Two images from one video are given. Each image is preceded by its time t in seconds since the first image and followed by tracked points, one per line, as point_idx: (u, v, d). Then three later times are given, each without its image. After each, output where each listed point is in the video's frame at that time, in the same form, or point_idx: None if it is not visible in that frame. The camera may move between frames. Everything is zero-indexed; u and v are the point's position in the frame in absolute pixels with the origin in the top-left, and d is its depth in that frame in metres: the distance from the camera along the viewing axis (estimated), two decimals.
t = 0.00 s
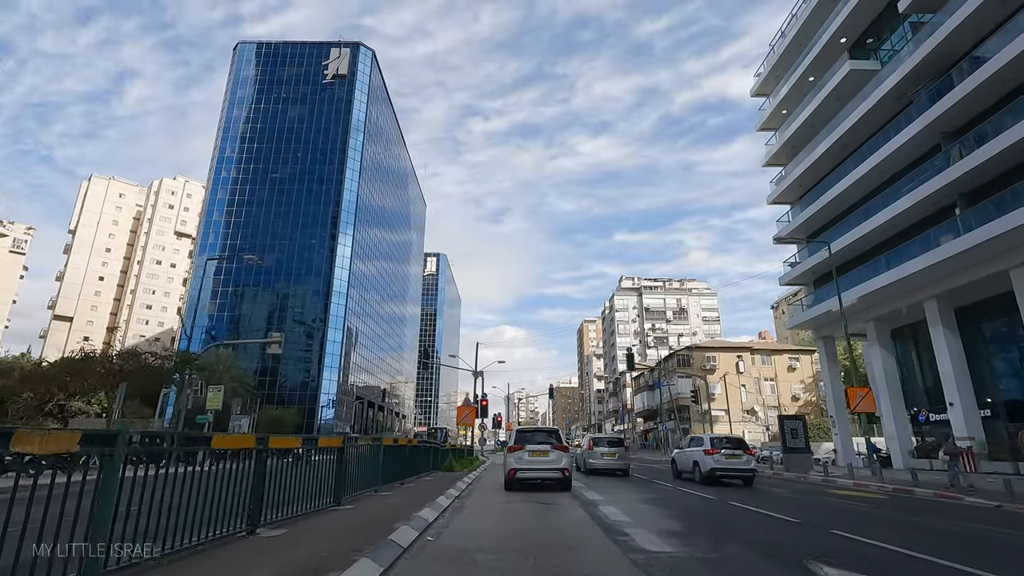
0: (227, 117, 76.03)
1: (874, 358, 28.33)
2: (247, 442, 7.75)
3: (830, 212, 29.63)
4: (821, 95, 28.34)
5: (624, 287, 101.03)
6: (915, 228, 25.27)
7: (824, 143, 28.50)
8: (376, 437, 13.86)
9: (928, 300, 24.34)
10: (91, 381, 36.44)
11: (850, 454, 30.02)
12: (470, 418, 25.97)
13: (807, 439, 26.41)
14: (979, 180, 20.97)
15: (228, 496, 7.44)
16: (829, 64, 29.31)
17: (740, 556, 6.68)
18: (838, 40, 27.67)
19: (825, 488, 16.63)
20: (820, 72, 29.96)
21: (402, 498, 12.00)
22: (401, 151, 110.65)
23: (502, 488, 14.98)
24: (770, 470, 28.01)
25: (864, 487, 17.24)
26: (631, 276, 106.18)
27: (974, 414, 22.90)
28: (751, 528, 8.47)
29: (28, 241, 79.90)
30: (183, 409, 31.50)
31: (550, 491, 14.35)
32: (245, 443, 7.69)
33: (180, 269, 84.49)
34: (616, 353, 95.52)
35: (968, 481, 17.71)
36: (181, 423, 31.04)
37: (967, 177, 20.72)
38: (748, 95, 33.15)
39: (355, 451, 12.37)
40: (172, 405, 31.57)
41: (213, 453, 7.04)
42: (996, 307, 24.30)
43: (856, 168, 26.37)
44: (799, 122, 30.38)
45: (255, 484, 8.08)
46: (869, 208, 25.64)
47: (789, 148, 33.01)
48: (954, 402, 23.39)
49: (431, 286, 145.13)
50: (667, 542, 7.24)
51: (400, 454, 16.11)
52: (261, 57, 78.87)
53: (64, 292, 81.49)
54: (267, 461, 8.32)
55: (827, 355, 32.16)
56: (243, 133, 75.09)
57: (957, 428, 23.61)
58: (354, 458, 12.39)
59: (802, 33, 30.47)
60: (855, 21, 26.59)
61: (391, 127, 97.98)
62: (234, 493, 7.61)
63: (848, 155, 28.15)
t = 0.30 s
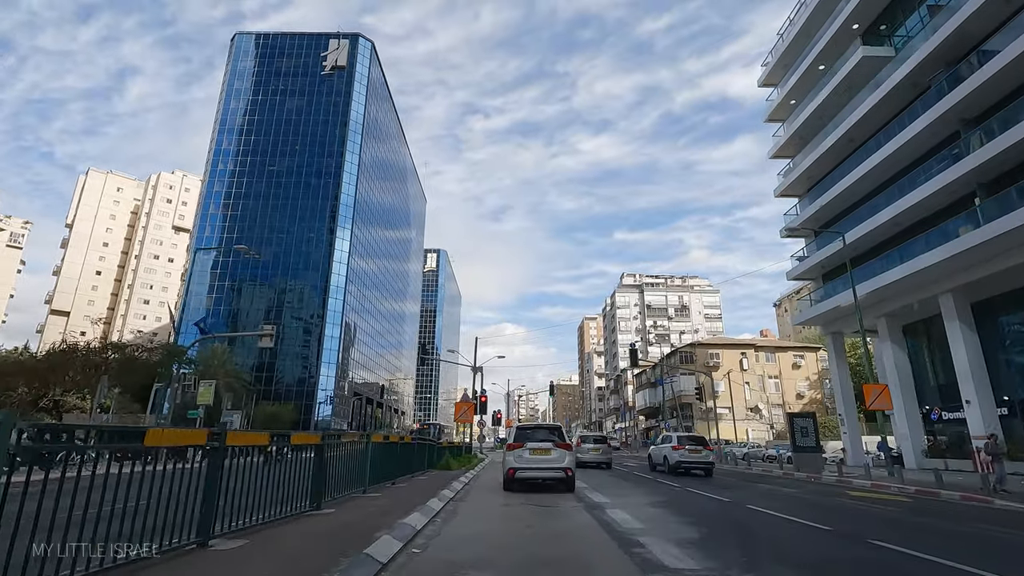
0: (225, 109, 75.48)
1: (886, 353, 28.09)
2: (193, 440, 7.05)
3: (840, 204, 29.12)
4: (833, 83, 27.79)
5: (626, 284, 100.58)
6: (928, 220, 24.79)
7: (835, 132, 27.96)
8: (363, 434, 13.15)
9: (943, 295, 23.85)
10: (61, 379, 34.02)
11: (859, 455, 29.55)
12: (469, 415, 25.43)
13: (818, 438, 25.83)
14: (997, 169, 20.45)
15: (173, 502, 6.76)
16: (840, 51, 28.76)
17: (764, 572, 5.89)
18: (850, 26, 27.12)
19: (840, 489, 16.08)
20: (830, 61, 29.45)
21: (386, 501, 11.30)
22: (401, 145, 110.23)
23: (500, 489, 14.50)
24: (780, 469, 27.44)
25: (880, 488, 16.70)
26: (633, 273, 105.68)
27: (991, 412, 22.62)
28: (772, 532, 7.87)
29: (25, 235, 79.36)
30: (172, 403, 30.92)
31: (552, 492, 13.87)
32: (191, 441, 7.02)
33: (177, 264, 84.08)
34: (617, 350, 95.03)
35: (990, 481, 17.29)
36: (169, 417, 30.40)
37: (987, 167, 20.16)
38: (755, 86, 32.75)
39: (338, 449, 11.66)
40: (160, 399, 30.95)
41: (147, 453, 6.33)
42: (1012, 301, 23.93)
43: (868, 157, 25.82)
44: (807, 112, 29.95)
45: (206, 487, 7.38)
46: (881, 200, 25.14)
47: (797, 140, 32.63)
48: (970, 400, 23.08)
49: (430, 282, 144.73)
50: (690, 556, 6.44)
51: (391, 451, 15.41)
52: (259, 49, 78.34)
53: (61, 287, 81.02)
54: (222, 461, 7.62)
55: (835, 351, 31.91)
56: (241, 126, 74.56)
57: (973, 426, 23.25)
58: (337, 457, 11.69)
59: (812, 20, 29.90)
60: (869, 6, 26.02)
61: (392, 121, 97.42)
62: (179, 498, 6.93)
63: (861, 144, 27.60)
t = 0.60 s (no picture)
0: (221, 102, 74.90)
1: (898, 345, 27.80)
2: (123, 437, 5.41)
3: (849, 194, 28.70)
4: (842, 68, 27.31)
5: (627, 279, 100.16)
6: (944, 208, 24.25)
7: (844, 120, 27.51)
8: (345, 431, 11.47)
9: (958, 285, 23.35)
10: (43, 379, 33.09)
11: (869, 451, 29.24)
12: (468, 410, 25.03)
13: (828, 433, 25.39)
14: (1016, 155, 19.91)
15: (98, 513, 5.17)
16: (848, 37, 28.28)
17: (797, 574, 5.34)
18: (860, 10, 26.62)
19: (859, 488, 15.44)
20: (838, 46, 28.96)
21: (373, 505, 9.70)
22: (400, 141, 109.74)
23: (499, 489, 14.05)
24: (788, 466, 27.01)
25: (902, 487, 15.95)
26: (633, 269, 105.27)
27: (1007, 406, 22.13)
28: (798, 541, 7.20)
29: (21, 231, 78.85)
30: (160, 399, 30.12)
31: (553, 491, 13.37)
32: (118, 437, 5.32)
33: (174, 260, 83.68)
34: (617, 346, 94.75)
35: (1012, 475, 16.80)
36: (159, 412, 29.68)
37: (1006, 151, 19.62)
38: (761, 73, 32.24)
39: (317, 448, 9.99)
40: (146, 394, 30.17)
41: (46, 454, 4.63)
42: None
43: (878, 145, 25.38)
44: (817, 99, 29.40)
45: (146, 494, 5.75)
46: (894, 188, 24.64)
47: (804, 128, 32.17)
48: (986, 394, 22.57)
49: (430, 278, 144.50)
50: (719, 570, 5.82)
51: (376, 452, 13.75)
52: (255, 41, 77.79)
53: (57, 283, 80.62)
54: (165, 462, 5.98)
55: (843, 344, 31.52)
56: (238, 119, 74.02)
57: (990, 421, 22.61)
58: (317, 457, 10.03)
59: (820, 5, 29.40)
60: None
61: (391, 116, 96.93)
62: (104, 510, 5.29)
63: (870, 131, 27.15)
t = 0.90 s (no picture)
0: (213, 96, 74.19)
1: (908, 336, 27.48)
2: (16, 437, 4.28)
3: (855, 182, 28.37)
4: (849, 53, 26.92)
5: (626, 275, 99.78)
6: (953, 196, 23.92)
7: (851, 106, 27.13)
8: (322, 429, 10.41)
9: (970, 274, 22.96)
10: (25, 379, 31.59)
11: (877, 445, 28.95)
12: (465, 406, 24.59)
13: (837, 428, 25.02)
14: None
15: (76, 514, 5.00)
16: (854, 22, 27.87)
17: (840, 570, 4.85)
18: None
19: (875, 485, 14.97)
20: (844, 32, 28.56)
21: (354, 513, 8.78)
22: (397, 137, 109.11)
23: (494, 490, 13.63)
24: (796, 462, 26.65)
25: (922, 484, 15.46)
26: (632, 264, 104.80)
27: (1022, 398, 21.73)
28: (832, 540, 6.77)
29: (14, 230, 78.32)
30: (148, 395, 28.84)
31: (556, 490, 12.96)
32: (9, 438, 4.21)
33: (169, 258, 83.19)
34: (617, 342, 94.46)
35: None
36: (148, 409, 28.47)
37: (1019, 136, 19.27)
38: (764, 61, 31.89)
39: (288, 451, 8.96)
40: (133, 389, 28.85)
41: None
42: None
43: (887, 130, 25.02)
44: (822, 85, 29.02)
45: (50, 512, 4.72)
46: (903, 175, 24.33)
47: (808, 116, 31.81)
48: (1000, 386, 22.18)
49: (428, 275, 144.01)
50: None
51: (360, 451, 12.69)
52: (248, 34, 77.10)
53: (51, 282, 80.04)
54: (80, 467, 4.94)
55: (849, 336, 31.20)
56: (232, 113, 73.38)
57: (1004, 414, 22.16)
58: (288, 459, 9.02)
59: None
60: None
61: (388, 110, 96.18)
62: (33, 525, 4.65)
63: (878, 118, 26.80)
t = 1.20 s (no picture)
0: (213, 89, 73.94)
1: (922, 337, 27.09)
2: None
3: (866, 179, 27.99)
4: (861, 47, 26.55)
5: (628, 275, 99.29)
6: (967, 194, 23.56)
7: (863, 100, 26.74)
8: (305, 427, 9.97)
9: (986, 274, 22.54)
10: (16, 373, 30.98)
11: (887, 449, 28.55)
12: (463, 406, 24.18)
13: (848, 431, 24.54)
14: None
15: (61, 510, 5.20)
16: (867, 15, 27.46)
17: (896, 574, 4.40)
18: None
19: (895, 490, 14.50)
20: (856, 25, 28.19)
21: (327, 521, 8.28)
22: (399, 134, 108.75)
23: (495, 494, 13.23)
24: (805, 466, 26.16)
25: (945, 491, 15.04)
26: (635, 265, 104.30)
27: None
28: (862, 553, 6.33)
29: (14, 224, 78.10)
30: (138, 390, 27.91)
31: (558, 493, 12.53)
32: None
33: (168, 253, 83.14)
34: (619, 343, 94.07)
35: None
36: (137, 405, 28.03)
37: None
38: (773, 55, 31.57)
39: (262, 449, 8.53)
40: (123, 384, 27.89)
41: None
42: None
43: (901, 125, 24.62)
44: (834, 79, 28.60)
45: None
46: (918, 171, 23.93)
47: (818, 112, 31.44)
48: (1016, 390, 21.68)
49: (429, 274, 143.82)
50: None
51: (348, 450, 12.25)
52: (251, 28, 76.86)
53: (50, 276, 79.89)
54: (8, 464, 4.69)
55: (859, 337, 30.85)
56: (234, 108, 73.07)
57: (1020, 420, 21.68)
58: (256, 463, 8.33)
59: None
60: None
61: (391, 107, 95.83)
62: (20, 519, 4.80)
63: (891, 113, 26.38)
